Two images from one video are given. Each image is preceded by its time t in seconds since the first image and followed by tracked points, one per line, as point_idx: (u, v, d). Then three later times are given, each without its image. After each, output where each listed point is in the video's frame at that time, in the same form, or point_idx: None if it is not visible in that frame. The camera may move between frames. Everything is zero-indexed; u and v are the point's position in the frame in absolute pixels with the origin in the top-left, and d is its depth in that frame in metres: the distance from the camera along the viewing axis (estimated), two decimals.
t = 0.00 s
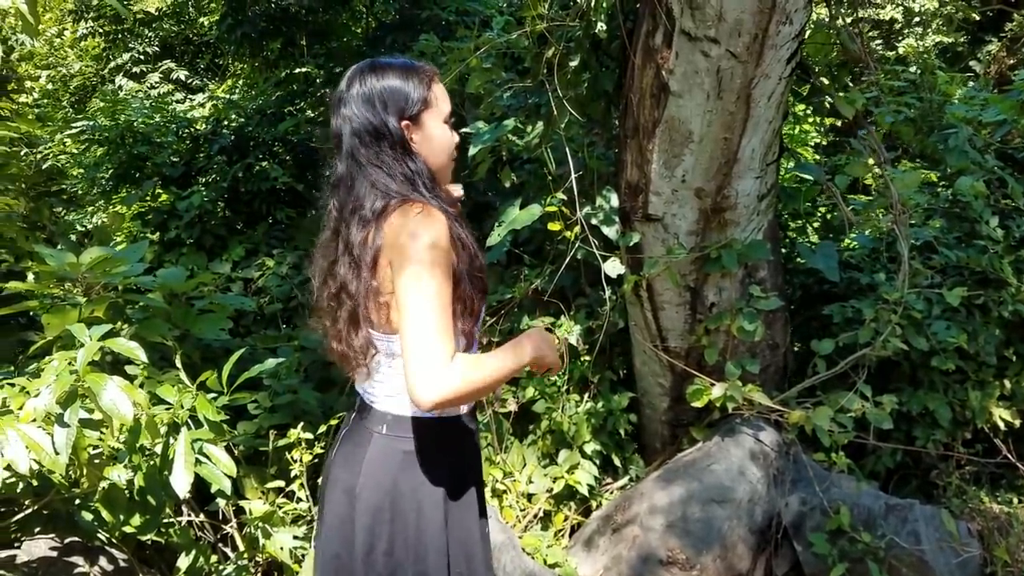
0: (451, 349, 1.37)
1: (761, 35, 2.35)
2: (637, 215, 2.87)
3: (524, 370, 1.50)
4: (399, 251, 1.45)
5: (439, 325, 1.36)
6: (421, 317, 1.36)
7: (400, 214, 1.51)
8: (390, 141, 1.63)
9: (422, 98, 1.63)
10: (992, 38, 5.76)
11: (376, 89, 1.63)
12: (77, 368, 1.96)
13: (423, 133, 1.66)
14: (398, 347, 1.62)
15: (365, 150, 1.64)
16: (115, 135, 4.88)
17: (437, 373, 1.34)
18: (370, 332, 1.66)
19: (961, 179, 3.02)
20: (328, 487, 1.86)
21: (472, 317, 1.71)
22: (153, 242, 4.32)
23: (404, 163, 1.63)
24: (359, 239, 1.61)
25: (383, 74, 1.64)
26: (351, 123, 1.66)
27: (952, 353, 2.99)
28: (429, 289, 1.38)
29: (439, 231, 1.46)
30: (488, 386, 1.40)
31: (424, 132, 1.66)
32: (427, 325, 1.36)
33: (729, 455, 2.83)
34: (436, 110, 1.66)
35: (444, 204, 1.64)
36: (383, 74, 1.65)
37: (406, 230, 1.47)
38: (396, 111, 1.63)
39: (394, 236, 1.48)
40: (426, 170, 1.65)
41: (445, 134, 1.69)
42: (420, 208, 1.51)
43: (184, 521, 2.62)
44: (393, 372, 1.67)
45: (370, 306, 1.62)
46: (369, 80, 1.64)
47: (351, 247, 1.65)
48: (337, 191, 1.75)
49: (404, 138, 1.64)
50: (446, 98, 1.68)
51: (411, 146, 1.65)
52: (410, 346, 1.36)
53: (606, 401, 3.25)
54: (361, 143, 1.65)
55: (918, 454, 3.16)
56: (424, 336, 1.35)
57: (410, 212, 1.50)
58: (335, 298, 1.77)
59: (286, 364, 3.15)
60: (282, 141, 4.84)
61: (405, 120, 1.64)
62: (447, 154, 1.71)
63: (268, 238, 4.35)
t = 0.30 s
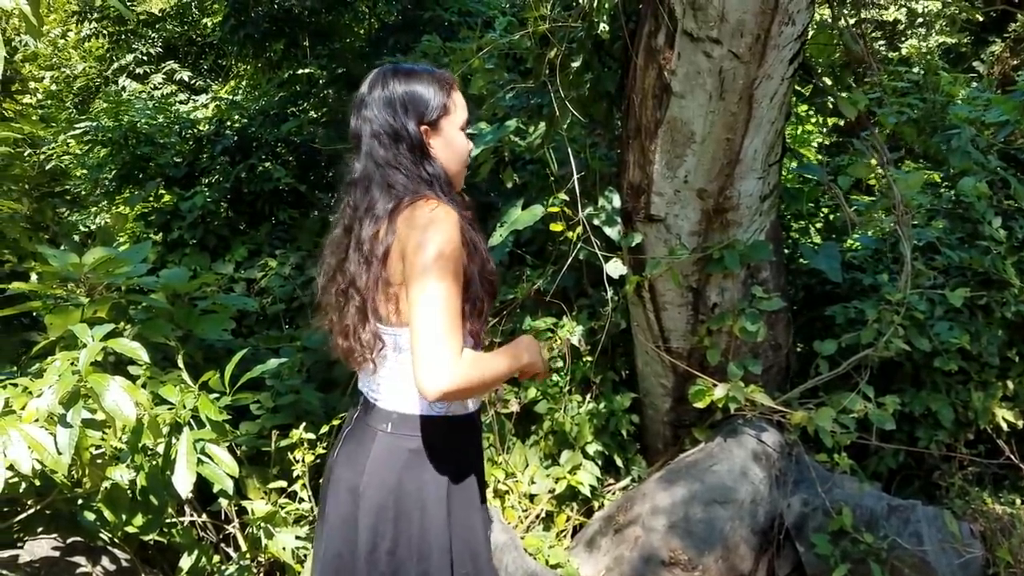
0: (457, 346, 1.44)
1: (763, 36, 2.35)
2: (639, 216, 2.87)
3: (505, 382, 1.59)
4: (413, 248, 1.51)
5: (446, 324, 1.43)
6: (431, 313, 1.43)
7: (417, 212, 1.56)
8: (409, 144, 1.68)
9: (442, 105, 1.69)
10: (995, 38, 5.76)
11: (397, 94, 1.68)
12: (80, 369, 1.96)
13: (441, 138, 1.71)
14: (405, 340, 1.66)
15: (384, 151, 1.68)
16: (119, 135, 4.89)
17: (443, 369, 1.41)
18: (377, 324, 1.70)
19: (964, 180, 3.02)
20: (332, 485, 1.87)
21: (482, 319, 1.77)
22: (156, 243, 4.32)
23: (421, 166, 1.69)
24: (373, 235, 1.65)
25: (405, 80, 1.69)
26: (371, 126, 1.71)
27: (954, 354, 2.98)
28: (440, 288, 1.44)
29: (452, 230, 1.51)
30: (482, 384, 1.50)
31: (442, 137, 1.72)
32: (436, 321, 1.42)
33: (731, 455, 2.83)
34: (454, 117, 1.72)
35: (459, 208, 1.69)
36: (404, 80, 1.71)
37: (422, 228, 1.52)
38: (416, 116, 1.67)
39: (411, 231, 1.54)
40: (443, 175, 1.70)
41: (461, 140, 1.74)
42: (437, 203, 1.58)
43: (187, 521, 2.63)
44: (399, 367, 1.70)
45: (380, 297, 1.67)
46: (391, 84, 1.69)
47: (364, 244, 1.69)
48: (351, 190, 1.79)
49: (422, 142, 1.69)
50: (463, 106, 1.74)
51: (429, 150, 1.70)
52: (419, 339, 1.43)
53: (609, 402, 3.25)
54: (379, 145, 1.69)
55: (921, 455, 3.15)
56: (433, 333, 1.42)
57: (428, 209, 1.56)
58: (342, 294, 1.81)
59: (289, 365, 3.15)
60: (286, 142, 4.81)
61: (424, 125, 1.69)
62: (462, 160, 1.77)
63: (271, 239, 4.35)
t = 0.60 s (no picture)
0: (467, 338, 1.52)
1: (766, 36, 2.36)
2: (642, 217, 2.88)
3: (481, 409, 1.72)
4: (434, 239, 1.58)
5: (459, 313, 1.51)
6: (446, 302, 1.51)
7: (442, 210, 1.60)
8: (434, 152, 1.69)
9: (467, 115, 1.70)
10: (997, 39, 5.75)
11: (424, 103, 1.69)
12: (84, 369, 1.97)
13: (466, 148, 1.72)
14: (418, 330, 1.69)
15: (410, 158, 1.69)
16: (122, 136, 4.91)
17: (453, 356, 1.49)
18: (389, 312, 1.73)
19: (966, 180, 3.05)
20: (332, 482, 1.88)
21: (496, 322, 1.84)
22: (159, 243, 4.34)
23: (449, 173, 1.68)
24: (395, 231, 1.68)
25: (432, 90, 1.71)
26: (397, 133, 1.72)
27: (957, 354, 2.98)
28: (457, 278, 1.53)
29: (473, 225, 1.59)
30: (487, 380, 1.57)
31: (467, 147, 1.73)
32: (450, 310, 1.51)
33: (733, 455, 2.83)
34: (478, 127, 1.73)
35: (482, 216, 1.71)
36: (430, 90, 1.72)
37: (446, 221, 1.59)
38: (442, 125, 1.69)
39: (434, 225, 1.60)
40: (468, 183, 1.70)
41: (485, 151, 1.76)
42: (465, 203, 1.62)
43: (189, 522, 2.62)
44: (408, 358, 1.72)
45: (394, 287, 1.71)
46: (419, 93, 1.71)
47: (383, 243, 1.71)
48: (374, 197, 1.79)
49: (447, 151, 1.70)
50: (487, 118, 1.76)
51: (454, 159, 1.71)
52: (433, 325, 1.51)
53: (611, 402, 3.26)
54: (405, 152, 1.71)
55: (923, 455, 3.15)
56: (446, 320, 1.50)
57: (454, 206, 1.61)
58: (356, 290, 1.82)
59: (292, 365, 3.16)
60: (289, 143, 4.82)
61: (450, 134, 1.70)
62: (484, 170, 1.78)
63: (274, 240, 4.36)
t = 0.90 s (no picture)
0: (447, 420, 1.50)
1: (767, 37, 2.36)
2: (643, 217, 2.88)
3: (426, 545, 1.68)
4: (459, 282, 1.53)
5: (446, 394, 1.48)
6: (439, 375, 1.48)
7: (485, 244, 1.55)
8: (488, 180, 1.64)
9: (525, 143, 1.64)
10: (1000, 40, 5.74)
11: (482, 126, 1.63)
12: (87, 368, 1.97)
13: (520, 176, 1.66)
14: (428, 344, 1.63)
15: (462, 183, 1.64)
16: (124, 136, 4.91)
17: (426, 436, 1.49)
18: (400, 316, 1.68)
19: (968, 180, 3.05)
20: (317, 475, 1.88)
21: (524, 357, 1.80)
22: (161, 243, 4.35)
23: (499, 204, 1.64)
24: (429, 247, 1.62)
25: (491, 113, 1.63)
26: (452, 155, 1.66)
27: (958, 354, 2.97)
28: (456, 352, 1.48)
29: (496, 292, 1.52)
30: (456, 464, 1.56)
31: (524, 175, 1.67)
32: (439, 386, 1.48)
33: (734, 456, 2.84)
34: (536, 154, 1.67)
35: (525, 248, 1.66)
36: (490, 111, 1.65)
37: (479, 266, 1.52)
38: (499, 151, 1.63)
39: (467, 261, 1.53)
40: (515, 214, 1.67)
41: (541, 178, 1.69)
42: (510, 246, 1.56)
43: (192, 521, 2.65)
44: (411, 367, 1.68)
45: (412, 297, 1.64)
46: (478, 115, 1.64)
47: (414, 254, 1.66)
48: (419, 210, 1.75)
49: (501, 179, 1.65)
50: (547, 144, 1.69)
51: (506, 187, 1.66)
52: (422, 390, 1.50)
53: (612, 403, 3.26)
54: (458, 176, 1.65)
55: (924, 455, 3.14)
56: (432, 395, 1.49)
57: (496, 247, 1.54)
58: (377, 289, 1.78)
59: (294, 365, 3.17)
60: (290, 143, 4.80)
61: (506, 162, 1.64)
62: (538, 195, 1.72)
63: (275, 240, 4.37)
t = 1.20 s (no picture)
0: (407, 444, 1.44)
1: (766, 34, 2.36)
2: (641, 215, 2.86)
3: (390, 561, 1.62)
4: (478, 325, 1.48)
5: (417, 418, 1.43)
6: (422, 398, 1.43)
7: (516, 304, 1.49)
8: (550, 241, 1.59)
9: (599, 211, 1.57)
10: (998, 39, 5.74)
11: (559, 185, 1.58)
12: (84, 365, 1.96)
13: (583, 242, 1.60)
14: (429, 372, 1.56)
15: (523, 238, 1.61)
16: (122, 135, 4.90)
17: (379, 447, 1.43)
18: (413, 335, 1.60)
19: (966, 178, 3.04)
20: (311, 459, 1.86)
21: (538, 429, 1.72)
22: (159, 242, 4.34)
23: (555, 266, 1.59)
24: (468, 284, 1.56)
25: (571, 173, 1.58)
26: (521, 204, 1.62)
27: (957, 351, 2.97)
28: (447, 386, 1.42)
29: (508, 351, 1.44)
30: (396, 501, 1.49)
31: (590, 242, 1.61)
32: (417, 408, 1.43)
33: (732, 454, 2.83)
34: (608, 223, 1.60)
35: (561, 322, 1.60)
36: (573, 170, 1.59)
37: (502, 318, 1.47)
38: (569, 214, 1.58)
39: (494, 311, 1.48)
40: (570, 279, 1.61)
41: (609, 248, 1.63)
42: (539, 321, 1.49)
43: (190, 519, 2.66)
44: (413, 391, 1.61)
45: (432, 320, 1.57)
46: (559, 172, 1.59)
47: (451, 283, 1.60)
48: (474, 247, 1.71)
49: (565, 242, 1.59)
50: (622, 217, 1.62)
51: (568, 250, 1.60)
52: (402, 400, 1.45)
53: (611, 401, 3.26)
54: (522, 229, 1.61)
55: (923, 453, 3.14)
56: (406, 410, 1.43)
57: (525, 312, 1.48)
58: (404, 299, 1.70)
59: (292, 363, 3.16)
60: (289, 142, 4.81)
61: (573, 226, 1.59)
62: (602, 261, 1.66)
63: (274, 238, 4.36)
